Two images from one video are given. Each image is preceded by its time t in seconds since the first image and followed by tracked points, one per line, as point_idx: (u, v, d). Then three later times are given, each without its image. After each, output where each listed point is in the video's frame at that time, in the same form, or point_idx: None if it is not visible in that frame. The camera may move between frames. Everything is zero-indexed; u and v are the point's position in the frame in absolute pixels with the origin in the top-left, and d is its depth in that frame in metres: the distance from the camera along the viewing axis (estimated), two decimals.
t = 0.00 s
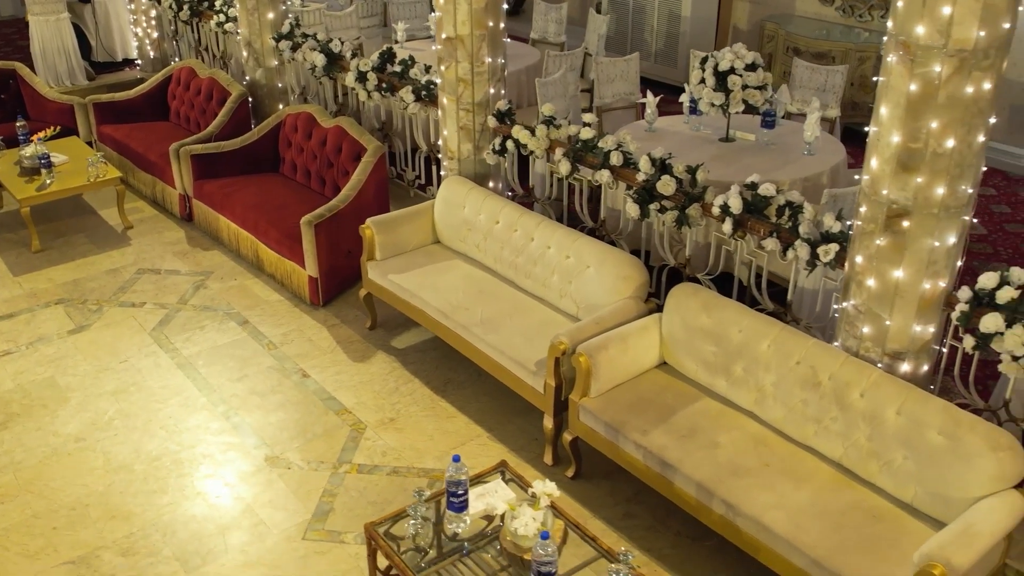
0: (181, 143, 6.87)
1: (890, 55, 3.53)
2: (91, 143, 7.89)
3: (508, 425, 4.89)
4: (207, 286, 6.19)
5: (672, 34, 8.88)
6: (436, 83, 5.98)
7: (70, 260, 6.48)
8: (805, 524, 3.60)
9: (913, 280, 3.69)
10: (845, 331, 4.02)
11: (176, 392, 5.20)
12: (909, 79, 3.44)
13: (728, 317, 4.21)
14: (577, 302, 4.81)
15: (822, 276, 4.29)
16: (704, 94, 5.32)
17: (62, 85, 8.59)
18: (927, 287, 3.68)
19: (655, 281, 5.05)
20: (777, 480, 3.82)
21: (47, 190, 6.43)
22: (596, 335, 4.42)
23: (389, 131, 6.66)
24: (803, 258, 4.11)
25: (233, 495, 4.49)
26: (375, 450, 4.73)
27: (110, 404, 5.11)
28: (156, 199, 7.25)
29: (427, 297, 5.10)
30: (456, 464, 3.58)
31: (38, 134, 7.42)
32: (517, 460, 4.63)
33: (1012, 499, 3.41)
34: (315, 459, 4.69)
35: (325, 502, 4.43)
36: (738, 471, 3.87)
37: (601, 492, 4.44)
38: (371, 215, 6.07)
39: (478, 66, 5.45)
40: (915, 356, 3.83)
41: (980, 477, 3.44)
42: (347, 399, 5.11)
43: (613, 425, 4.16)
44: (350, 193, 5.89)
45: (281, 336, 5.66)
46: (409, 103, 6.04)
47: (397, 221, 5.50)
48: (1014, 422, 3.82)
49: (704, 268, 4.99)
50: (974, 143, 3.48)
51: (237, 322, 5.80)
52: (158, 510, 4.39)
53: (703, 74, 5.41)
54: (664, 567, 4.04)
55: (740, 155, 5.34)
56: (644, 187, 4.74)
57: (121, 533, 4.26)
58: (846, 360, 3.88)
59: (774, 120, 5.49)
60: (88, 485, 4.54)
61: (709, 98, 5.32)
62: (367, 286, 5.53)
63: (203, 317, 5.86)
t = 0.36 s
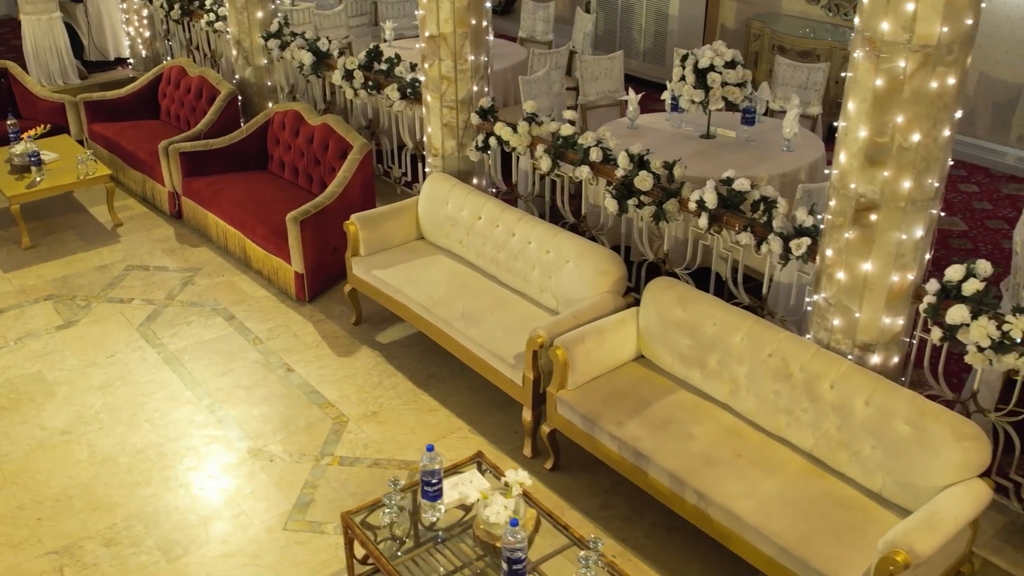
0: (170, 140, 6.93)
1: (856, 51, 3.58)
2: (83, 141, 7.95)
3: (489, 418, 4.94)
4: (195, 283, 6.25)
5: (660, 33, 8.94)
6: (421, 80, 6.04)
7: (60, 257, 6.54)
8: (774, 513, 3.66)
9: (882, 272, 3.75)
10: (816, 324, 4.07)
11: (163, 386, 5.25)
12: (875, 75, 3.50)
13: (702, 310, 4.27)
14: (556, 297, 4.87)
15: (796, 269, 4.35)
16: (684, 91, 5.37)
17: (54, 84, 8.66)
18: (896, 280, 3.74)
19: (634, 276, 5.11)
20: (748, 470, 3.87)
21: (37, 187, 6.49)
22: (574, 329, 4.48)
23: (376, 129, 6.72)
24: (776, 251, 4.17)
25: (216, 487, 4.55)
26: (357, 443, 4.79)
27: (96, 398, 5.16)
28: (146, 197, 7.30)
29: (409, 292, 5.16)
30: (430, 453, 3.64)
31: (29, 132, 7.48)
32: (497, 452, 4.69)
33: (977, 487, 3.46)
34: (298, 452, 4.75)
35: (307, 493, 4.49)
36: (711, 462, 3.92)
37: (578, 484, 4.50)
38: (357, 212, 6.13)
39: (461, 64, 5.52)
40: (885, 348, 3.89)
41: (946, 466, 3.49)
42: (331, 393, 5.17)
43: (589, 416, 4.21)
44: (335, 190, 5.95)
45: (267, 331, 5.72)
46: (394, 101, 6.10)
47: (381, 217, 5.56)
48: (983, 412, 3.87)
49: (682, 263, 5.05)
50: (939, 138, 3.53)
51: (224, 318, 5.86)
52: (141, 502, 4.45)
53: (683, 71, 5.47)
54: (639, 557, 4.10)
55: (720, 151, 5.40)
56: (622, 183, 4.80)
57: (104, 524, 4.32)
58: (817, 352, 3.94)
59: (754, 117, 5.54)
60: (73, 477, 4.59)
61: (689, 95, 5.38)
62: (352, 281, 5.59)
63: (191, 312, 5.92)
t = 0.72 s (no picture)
0: (158, 138, 6.99)
1: (821, 46, 3.64)
2: (73, 139, 8.02)
3: (468, 411, 5.01)
4: (182, 278, 6.31)
5: (647, 31, 9.00)
6: (405, 78, 6.11)
7: (49, 253, 6.61)
8: (742, 501, 3.72)
9: (849, 265, 3.81)
10: (787, 316, 4.13)
11: (147, 380, 5.32)
12: (840, 70, 3.56)
13: (676, 303, 4.33)
14: (535, 291, 4.93)
15: (768, 263, 4.41)
16: (663, 88, 5.44)
17: (46, 83, 8.74)
18: (863, 272, 3.80)
19: (613, 270, 5.17)
20: (718, 459, 3.94)
21: (25, 184, 6.55)
22: (550, 322, 4.54)
23: (362, 126, 6.78)
24: (748, 245, 4.22)
25: (198, 478, 4.62)
26: (338, 435, 4.86)
27: (81, 391, 5.22)
28: (135, 194, 7.37)
29: (391, 287, 5.22)
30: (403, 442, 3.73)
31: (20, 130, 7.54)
32: (475, 444, 4.76)
33: (940, 475, 3.52)
34: (279, 444, 4.81)
35: (287, 484, 4.56)
36: (682, 452, 3.98)
37: (555, 475, 4.56)
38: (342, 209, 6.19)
39: (443, 61, 5.58)
40: (853, 339, 3.95)
41: (910, 454, 3.55)
42: (313, 386, 5.23)
43: (563, 408, 4.28)
44: (320, 186, 6.01)
45: (252, 326, 5.79)
46: (378, 98, 6.17)
47: (364, 213, 5.62)
48: (949, 403, 3.93)
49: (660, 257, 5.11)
50: (903, 132, 3.59)
51: (209, 313, 5.93)
52: (123, 493, 4.51)
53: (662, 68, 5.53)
54: (612, 546, 4.17)
55: (698, 148, 5.46)
56: (600, 178, 4.86)
57: (86, 514, 4.38)
58: (786, 343, 4.00)
59: (733, 113, 5.61)
60: (57, 468, 4.66)
61: (667, 92, 5.44)
62: (336, 277, 5.65)
63: (177, 308, 5.98)
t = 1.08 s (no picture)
0: (147, 136, 7.06)
1: (787, 42, 3.71)
2: (64, 137, 8.09)
3: (448, 403, 5.08)
4: (169, 274, 6.38)
5: (634, 30, 9.08)
6: (389, 76, 6.18)
7: (38, 250, 6.67)
8: (711, 489, 3.79)
9: (815, 257, 3.87)
10: (757, 308, 4.20)
11: (132, 374, 5.39)
12: (804, 65, 3.62)
13: (649, 296, 4.40)
14: (514, 285, 5.00)
15: (740, 256, 4.48)
16: (642, 86, 5.49)
17: (38, 81, 8.83)
18: (829, 264, 3.87)
19: (591, 265, 5.24)
20: (687, 448, 4.00)
21: (14, 181, 6.62)
22: (527, 315, 4.61)
23: (348, 124, 6.86)
24: (719, 238, 4.29)
25: (180, 469, 4.68)
26: (319, 427, 4.92)
27: (67, 384, 5.29)
28: (125, 191, 7.44)
29: (372, 281, 5.29)
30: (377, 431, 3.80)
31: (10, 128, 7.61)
32: (454, 436, 4.82)
33: (903, 463, 3.58)
34: (261, 435, 4.88)
35: (267, 474, 4.63)
36: (653, 442, 4.05)
37: (531, 466, 4.63)
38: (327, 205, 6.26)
39: (425, 58, 5.65)
40: (821, 331, 4.01)
41: (873, 443, 3.61)
42: (296, 379, 5.30)
43: (538, 399, 4.34)
44: (305, 183, 6.08)
45: (237, 320, 5.86)
46: (363, 96, 6.23)
47: (347, 209, 5.69)
48: (915, 393, 4.00)
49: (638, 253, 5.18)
50: (867, 126, 3.66)
51: (195, 308, 6.00)
52: (107, 483, 4.58)
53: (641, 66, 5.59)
54: (586, 535, 4.23)
55: (677, 144, 5.53)
56: (577, 174, 4.93)
57: (69, 504, 4.45)
58: (755, 334, 4.07)
59: (711, 110, 5.68)
60: (41, 460, 4.73)
61: (646, 89, 5.49)
62: (319, 272, 5.72)
63: (163, 303, 6.05)
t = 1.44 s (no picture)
0: (137, 134, 7.12)
1: (757, 39, 3.76)
2: (56, 135, 8.15)
3: (430, 397, 5.14)
4: (157, 271, 6.45)
5: (622, 28, 9.15)
6: (375, 74, 6.24)
7: (29, 247, 6.74)
8: (683, 479, 3.84)
9: (787, 251, 3.93)
10: (731, 302, 4.26)
11: (119, 368, 5.45)
12: (773, 61, 3.68)
13: (626, 290, 4.46)
14: (495, 280, 5.06)
15: (716, 251, 4.53)
16: (624, 83, 5.57)
17: (30, 80, 8.90)
18: (800, 257, 3.93)
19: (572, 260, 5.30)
20: (662, 440, 4.06)
21: (5, 179, 6.69)
22: (506, 309, 4.67)
23: (336, 121, 6.92)
24: (694, 233, 4.34)
25: (165, 461, 4.74)
26: (302, 420, 4.99)
27: (55, 378, 5.35)
28: (115, 189, 7.50)
29: (356, 277, 5.35)
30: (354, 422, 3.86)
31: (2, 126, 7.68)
32: (435, 429, 4.89)
33: (871, 452, 3.63)
34: (245, 428, 4.94)
35: (251, 466, 4.69)
36: (628, 433, 4.11)
37: (511, 458, 4.69)
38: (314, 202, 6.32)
39: (409, 56, 5.71)
40: (794, 323, 4.07)
41: (842, 433, 3.66)
42: (281, 374, 5.36)
43: (516, 392, 4.41)
44: (292, 179, 6.14)
45: (224, 316, 5.92)
46: (349, 94, 6.29)
47: (333, 206, 5.75)
48: (885, 384, 4.06)
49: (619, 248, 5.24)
50: (836, 121, 3.72)
51: (183, 304, 6.06)
52: (92, 475, 4.64)
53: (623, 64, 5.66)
54: (563, 525, 4.29)
55: (658, 141, 5.59)
56: (558, 170, 4.99)
57: (53, 495, 4.51)
58: (728, 327, 4.13)
59: (692, 107, 5.74)
60: (28, 452, 4.78)
61: (628, 87, 5.57)
62: (305, 268, 5.78)
63: (151, 299, 6.12)
